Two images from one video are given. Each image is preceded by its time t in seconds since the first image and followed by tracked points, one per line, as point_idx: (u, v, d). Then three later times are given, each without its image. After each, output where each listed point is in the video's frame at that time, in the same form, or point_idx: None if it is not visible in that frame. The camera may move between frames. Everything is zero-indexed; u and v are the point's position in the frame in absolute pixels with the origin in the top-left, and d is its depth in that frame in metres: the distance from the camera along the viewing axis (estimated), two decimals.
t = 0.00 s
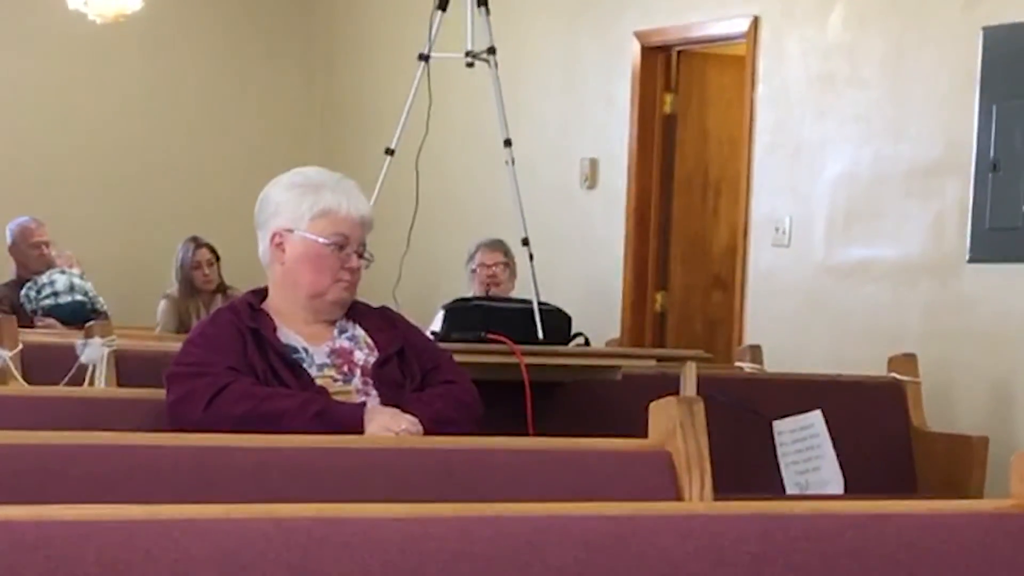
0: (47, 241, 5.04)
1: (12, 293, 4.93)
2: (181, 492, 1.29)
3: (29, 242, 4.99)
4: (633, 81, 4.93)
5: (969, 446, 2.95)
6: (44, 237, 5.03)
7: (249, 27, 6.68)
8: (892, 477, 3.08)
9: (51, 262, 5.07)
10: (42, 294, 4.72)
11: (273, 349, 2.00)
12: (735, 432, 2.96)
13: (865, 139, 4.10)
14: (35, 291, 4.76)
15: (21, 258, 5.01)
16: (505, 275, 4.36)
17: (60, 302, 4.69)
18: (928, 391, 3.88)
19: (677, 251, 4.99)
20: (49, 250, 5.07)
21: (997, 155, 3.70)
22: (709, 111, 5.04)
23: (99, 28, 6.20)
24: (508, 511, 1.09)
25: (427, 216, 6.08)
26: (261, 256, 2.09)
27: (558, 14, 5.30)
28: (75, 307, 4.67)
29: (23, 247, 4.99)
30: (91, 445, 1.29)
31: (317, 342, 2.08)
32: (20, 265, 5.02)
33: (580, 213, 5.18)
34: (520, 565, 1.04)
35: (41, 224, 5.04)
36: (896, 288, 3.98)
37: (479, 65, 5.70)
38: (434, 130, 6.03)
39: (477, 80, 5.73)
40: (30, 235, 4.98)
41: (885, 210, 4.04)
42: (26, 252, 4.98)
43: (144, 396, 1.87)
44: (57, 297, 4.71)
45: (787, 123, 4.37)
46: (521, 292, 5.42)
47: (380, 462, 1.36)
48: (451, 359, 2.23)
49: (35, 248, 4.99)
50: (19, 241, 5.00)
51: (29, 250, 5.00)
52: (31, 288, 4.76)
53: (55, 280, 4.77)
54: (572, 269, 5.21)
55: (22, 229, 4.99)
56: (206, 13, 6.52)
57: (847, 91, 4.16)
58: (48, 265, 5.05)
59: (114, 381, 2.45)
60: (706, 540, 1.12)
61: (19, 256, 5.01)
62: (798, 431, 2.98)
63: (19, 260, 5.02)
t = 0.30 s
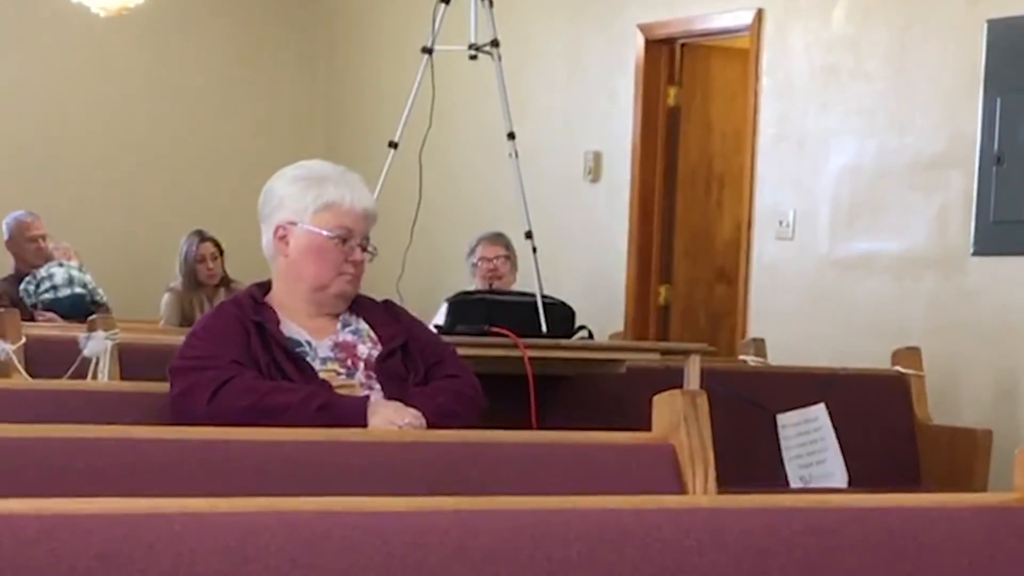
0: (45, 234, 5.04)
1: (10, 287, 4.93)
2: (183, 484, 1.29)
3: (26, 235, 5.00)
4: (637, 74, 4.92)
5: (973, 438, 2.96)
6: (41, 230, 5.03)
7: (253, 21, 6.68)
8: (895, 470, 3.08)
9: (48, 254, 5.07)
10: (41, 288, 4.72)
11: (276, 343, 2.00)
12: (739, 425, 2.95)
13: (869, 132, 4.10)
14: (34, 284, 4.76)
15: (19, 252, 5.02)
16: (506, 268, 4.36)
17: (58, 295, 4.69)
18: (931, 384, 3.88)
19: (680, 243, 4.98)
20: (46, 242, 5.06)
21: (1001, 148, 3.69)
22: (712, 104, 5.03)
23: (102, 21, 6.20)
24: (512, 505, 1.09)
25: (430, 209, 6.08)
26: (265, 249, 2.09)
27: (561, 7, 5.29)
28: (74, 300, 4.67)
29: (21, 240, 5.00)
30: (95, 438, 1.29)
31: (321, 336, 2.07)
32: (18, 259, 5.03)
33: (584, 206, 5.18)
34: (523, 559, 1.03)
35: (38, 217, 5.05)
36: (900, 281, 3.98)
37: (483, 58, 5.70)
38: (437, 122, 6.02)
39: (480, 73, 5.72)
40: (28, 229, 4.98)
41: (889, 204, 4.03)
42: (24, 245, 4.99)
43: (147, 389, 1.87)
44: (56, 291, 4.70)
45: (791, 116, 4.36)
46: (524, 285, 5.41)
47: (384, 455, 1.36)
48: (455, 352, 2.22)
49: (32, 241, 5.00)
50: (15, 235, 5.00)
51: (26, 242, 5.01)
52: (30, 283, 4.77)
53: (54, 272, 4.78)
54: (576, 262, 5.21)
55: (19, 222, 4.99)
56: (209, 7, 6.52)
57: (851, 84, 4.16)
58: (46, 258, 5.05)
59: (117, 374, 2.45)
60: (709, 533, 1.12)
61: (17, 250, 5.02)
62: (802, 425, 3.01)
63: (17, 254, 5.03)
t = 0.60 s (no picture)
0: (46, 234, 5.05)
1: (13, 289, 4.97)
2: (188, 485, 1.29)
3: (28, 235, 5.00)
4: (640, 73, 4.92)
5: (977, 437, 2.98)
6: (43, 230, 5.04)
7: (256, 21, 6.68)
8: (897, 468, 3.08)
9: (50, 254, 5.09)
10: (44, 288, 4.69)
11: (280, 343, 2.00)
12: (743, 423, 2.94)
13: (872, 131, 4.10)
14: (37, 285, 4.74)
15: (21, 253, 5.04)
16: (509, 268, 4.36)
17: (62, 295, 4.67)
18: (936, 382, 3.87)
19: (684, 242, 4.98)
20: (47, 243, 5.08)
21: (1005, 146, 3.69)
22: (715, 103, 5.03)
23: (106, 21, 6.20)
24: (515, 504, 1.09)
25: (433, 208, 6.09)
26: (269, 250, 2.09)
27: (564, 6, 5.29)
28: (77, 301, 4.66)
29: (23, 241, 5.01)
30: (99, 439, 1.29)
31: (325, 336, 2.07)
32: (20, 259, 5.04)
33: (588, 205, 5.17)
34: (527, 557, 1.03)
35: (41, 217, 5.05)
36: (903, 279, 3.98)
37: (486, 57, 5.70)
38: (441, 121, 6.02)
39: (483, 72, 5.72)
40: (29, 229, 4.98)
41: (893, 202, 4.03)
42: (26, 246, 5.00)
43: (150, 390, 1.88)
44: (59, 292, 4.67)
45: (795, 114, 4.36)
46: (528, 285, 5.41)
47: (389, 455, 1.36)
48: (458, 352, 2.23)
49: (33, 241, 5.00)
50: (17, 236, 5.01)
51: (28, 243, 5.02)
52: (34, 283, 4.75)
53: (56, 273, 4.75)
54: (579, 261, 5.21)
55: (20, 223, 4.99)
56: (211, 7, 6.52)
57: (854, 82, 4.15)
58: (48, 258, 5.06)
59: (121, 374, 2.45)
60: (713, 532, 1.12)
61: (19, 251, 5.03)
62: (806, 423, 3.00)
63: (20, 255, 5.04)
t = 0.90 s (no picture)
0: (54, 239, 5.06)
1: (19, 291, 4.96)
2: (189, 489, 1.29)
3: (36, 239, 5.02)
4: (640, 76, 4.92)
5: (978, 438, 2.96)
6: (50, 234, 5.06)
7: (257, 25, 6.69)
8: (898, 470, 3.07)
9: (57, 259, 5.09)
10: (50, 290, 4.74)
11: (280, 346, 2.00)
12: (745, 425, 2.95)
13: (873, 132, 4.10)
14: (43, 288, 4.76)
15: (28, 257, 5.04)
16: (509, 271, 4.36)
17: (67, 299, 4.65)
18: (937, 383, 3.87)
19: (684, 244, 4.98)
20: (55, 247, 5.09)
21: (1005, 147, 3.69)
22: (716, 105, 5.03)
23: (107, 25, 6.21)
24: (515, 506, 1.09)
25: (434, 211, 6.09)
26: (269, 253, 2.09)
27: (565, 8, 5.29)
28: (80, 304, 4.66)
29: (30, 245, 5.01)
30: (101, 442, 1.29)
31: (326, 339, 2.08)
32: (27, 263, 5.04)
33: (589, 207, 5.17)
34: (528, 558, 1.03)
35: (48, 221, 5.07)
36: (904, 281, 3.98)
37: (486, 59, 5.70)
38: (441, 123, 6.03)
39: (484, 74, 5.72)
40: (38, 233, 5.00)
41: (894, 203, 4.03)
42: (33, 250, 5.00)
43: (154, 393, 1.88)
44: (65, 294, 4.68)
45: (796, 115, 4.36)
46: (529, 287, 5.41)
47: (390, 458, 1.36)
48: (458, 354, 2.23)
49: (41, 245, 5.01)
50: (24, 239, 5.03)
51: (36, 247, 5.03)
52: (40, 286, 4.77)
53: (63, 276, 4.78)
54: (579, 263, 5.21)
55: (28, 226, 5.02)
56: (211, 11, 6.52)
57: (855, 84, 4.15)
58: (56, 262, 5.07)
59: (123, 379, 2.45)
60: (715, 533, 1.12)
61: (26, 255, 5.04)
62: (807, 425, 3.01)
63: (26, 259, 5.05)
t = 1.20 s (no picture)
0: (56, 241, 5.04)
1: (20, 292, 4.94)
2: (188, 490, 1.29)
3: (37, 240, 5.00)
4: (639, 77, 4.92)
5: (977, 439, 2.96)
6: (52, 236, 5.04)
7: (254, 27, 6.69)
8: (897, 470, 3.07)
9: (58, 260, 5.08)
10: (51, 293, 4.73)
11: (278, 346, 2.00)
12: (744, 425, 2.95)
13: (871, 132, 4.10)
14: (44, 289, 4.77)
15: (30, 260, 5.02)
16: (508, 272, 4.36)
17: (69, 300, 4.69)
18: (935, 382, 3.87)
19: (683, 244, 4.98)
20: (55, 249, 5.07)
21: (1004, 147, 3.69)
22: (713, 105, 5.03)
23: (105, 27, 6.21)
24: (514, 507, 1.09)
25: (432, 212, 6.09)
26: (265, 253, 2.09)
27: (562, 9, 5.30)
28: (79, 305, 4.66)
29: (33, 246, 5.00)
30: (99, 444, 1.29)
31: (324, 340, 2.08)
32: (29, 265, 5.02)
33: (587, 208, 5.17)
34: (527, 558, 1.03)
35: (50, 223, 5.05)
36: (902, 280, 3.98)
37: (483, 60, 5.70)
38: (439, 125, 6.03)
39: (482, 75, 5.72)
40: (40, 235, 4.99)
41: (892, 203, 4.03)
42: (34, 251, 4.99)
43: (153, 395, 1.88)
44: (66, 295, 4.70)
45: (794, 116, 4.36)
46: (528, 289, 5.41)
47: (388, 458, 1.36)
48: (456, 354, 2.23)
49: (43, 247, 5.00)
50: (26, 240, 5.01)
51: (38, 249, 5.01)
52: (41, 287, 4.77)
53: (65, 279, 4.79)
54: (578, 265, 5.21)
55: (30, 228, 5.00)
56: (209, 12, 6.52)
57: (852, 84, 4.16)
58: (56, 264, 5.06)
59: (121, 380, 2.45)
60: (714, 533, 1.12)
61: (28, 257, 5.02)
62: (805, 425, 3.00)
63: (28, 262, 5.03)
